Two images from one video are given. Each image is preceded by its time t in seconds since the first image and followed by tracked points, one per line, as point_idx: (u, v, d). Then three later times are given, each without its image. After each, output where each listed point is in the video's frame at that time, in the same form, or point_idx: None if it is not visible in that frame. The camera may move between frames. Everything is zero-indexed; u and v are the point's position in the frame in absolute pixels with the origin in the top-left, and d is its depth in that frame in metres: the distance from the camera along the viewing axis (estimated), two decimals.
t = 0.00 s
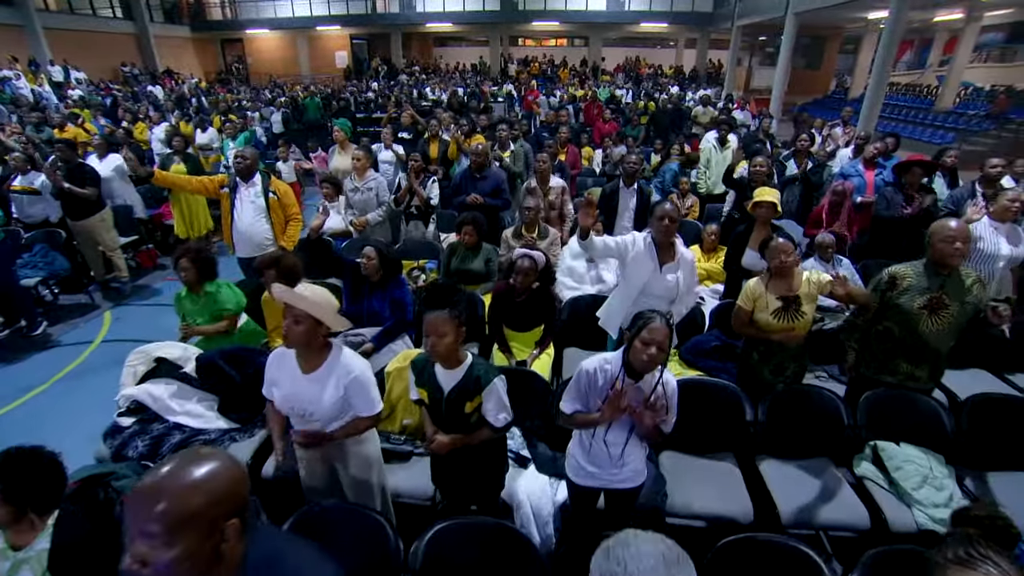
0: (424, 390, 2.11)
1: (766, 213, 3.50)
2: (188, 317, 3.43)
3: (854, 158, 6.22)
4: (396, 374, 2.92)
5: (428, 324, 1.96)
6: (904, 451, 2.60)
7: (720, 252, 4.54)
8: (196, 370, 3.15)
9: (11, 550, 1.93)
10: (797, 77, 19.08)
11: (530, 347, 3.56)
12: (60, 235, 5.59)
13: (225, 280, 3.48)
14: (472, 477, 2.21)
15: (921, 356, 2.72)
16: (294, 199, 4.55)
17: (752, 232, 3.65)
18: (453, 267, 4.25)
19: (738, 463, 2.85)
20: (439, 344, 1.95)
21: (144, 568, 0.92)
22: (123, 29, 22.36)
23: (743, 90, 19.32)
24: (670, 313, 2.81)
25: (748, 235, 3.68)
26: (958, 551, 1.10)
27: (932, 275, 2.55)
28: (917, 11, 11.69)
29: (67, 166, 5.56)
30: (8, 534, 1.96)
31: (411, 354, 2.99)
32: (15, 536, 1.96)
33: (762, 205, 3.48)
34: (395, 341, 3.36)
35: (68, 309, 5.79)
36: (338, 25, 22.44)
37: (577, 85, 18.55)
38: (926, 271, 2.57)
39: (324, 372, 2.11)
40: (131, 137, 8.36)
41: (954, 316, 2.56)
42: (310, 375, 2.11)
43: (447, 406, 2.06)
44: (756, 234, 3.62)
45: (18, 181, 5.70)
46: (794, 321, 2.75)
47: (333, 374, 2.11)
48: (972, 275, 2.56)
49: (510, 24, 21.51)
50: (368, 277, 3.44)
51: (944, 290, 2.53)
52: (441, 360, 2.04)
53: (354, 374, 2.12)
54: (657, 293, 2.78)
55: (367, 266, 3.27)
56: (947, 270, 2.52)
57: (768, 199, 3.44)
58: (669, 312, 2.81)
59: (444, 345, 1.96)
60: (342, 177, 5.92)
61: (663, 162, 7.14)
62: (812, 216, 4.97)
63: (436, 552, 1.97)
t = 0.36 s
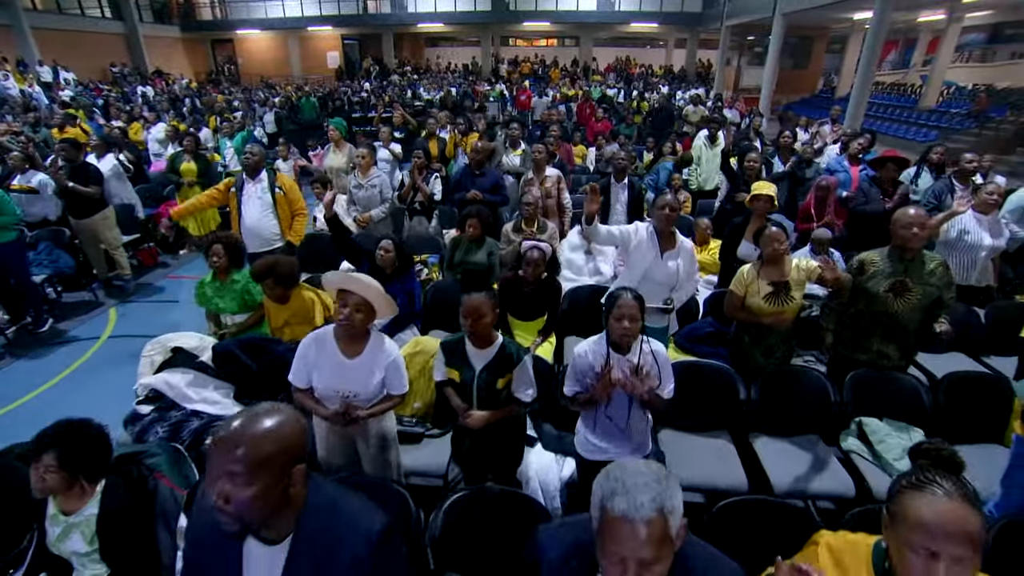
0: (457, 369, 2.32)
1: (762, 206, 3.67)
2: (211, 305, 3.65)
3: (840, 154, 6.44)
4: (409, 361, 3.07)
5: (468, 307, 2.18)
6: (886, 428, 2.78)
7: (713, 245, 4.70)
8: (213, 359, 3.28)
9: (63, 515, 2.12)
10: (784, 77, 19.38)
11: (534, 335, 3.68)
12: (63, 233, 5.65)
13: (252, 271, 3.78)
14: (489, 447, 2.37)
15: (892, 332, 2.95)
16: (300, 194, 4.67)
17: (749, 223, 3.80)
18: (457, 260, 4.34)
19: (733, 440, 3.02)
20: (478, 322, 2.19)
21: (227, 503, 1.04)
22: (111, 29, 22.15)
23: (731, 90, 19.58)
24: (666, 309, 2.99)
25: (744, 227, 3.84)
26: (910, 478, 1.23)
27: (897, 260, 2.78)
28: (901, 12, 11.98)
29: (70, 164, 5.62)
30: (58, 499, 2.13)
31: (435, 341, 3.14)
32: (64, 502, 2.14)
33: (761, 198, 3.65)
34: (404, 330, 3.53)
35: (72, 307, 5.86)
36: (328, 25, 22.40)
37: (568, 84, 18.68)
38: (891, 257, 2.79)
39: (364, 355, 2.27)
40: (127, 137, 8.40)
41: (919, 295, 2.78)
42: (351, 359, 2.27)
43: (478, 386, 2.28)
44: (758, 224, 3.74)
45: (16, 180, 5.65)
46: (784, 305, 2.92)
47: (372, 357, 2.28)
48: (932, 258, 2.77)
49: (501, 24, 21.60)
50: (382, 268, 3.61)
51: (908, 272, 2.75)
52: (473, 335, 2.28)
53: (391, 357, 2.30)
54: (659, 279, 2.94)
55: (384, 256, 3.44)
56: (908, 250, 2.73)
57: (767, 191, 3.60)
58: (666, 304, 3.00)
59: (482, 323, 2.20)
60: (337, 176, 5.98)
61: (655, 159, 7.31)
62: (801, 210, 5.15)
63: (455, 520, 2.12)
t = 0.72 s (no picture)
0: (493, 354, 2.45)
1: (758, 199, 3.81)
2: (227, 298, 3.80)
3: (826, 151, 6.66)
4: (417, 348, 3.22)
5: (509, 289, 2.30)
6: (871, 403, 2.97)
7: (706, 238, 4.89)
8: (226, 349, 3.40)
9: (97, 495, 2.17)
10: (772, 76, 19.66)
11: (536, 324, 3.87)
12: (66, 231, 5.71)
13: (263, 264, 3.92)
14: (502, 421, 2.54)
15: (868, 314, 3.24)
16: (301, 188, 4.79)
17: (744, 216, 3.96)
18: (459, 253, 4.54)
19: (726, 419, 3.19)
20: (519, 307, 2.31)
21: (289, 449, 1.20)
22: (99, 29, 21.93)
23: (721, 89, 19.83)
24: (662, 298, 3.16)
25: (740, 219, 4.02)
26: (888, 425, 1.39)
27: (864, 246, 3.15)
28: (885, 13, 12.28)
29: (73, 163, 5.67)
30: (91, 481, 2.18)
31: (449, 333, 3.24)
32: (95, 483, 2.19)
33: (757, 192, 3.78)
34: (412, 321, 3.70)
35: (76, 304, 5.93)
36: (319, 25, 22.34)
37: (559, 84, 18.82)
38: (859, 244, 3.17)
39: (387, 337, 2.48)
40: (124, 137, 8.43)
41: (887, 277, 3.13)
42: (376, 341, 2.46)
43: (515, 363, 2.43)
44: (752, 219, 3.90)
45: (15, 179, 5.69)
46: (778, 291, 3.08)
47: (394, 339, 2.50)
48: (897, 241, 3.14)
49: (492, 24, 21.68)
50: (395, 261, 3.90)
51: (875, 256, 3.12)
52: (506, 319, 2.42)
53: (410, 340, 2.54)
54: (657, 267, 3.11)
55: (399, 250, 3.74)
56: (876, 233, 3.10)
57: (762, 185, 3.73)
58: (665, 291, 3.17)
59: (522, 309, 2.31)
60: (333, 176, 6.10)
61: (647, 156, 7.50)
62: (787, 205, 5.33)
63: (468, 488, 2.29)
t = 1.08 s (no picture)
0: (512, 334, 2.63)
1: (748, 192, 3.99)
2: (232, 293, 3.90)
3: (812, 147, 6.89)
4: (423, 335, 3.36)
5: (532, 275, 2.48)
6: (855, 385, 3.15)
7: (697, 231, 5.07)
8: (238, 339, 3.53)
9: (124, 477, 2.25)
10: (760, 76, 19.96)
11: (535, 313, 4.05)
12: (68, 229, 5.76)
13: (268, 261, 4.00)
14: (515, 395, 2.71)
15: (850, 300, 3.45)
16: (306, 184, 4.82)
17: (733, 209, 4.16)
18: (460, 247, 4.69)
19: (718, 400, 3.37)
20: (542, 291, 2.50)
21: (336, 404, 1.36)
22: (87, 30, 21.76)
23: (710, 88, 20.09)
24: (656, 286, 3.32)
25: (730, 213, 4.21)
26: (869, 384, 1.58)
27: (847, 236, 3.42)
28: (869, 14, 12.59)
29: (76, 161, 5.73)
30: (117, 465, 2.25)
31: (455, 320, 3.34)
32: (122, 466, 2.27)
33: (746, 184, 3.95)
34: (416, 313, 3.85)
35: (79, 302, 5.99)
36: (310, 27, 22.34)
37: (551, 83, 18.99)
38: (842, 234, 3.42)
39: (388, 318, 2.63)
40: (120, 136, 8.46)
41: (867, 263, 3.39)
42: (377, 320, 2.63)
43: (534, 344, 2.61)
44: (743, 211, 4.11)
45: (19, 178, 5.75)
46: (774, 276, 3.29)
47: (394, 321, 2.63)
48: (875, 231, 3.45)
49: (484, 25, 21.75)
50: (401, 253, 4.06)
51: (857, 244, 3.40)
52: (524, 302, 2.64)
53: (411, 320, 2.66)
54: (653, 255, 3.30)
55: (405, 242, 3.91)
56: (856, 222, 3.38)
57: (752, 178, 3.88)
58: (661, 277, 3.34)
59: (544, 293, 2.52)
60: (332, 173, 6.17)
61: (639, 153, 7.68)
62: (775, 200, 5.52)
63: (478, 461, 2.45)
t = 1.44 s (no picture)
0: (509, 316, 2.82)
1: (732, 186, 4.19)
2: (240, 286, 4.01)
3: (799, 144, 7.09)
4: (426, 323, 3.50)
5: (528, 261, 2.67)
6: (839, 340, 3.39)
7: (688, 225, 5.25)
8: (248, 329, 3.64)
9: (151, 452, 2.34)
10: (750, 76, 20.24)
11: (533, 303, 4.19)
12: (70, 227, 5.83)
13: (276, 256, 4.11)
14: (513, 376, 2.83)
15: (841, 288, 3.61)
16: (317, 184, 5.01)
17: (718, 202, 4.34)
18: (459, 241, 4.83)
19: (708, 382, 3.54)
20: (538, 277, 2.68)
21: (364, 365, 1.51)
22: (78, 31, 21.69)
23: (701, 88, 20.34)
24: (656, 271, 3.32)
25: (716, 206, 4.39)
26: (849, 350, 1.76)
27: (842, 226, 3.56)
28: (854, 14, 12.82)
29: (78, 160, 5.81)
30: (145, 440, 2.35)
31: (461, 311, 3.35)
32: (150, 442, 2.34)
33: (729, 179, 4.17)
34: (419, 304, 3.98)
35: (82, 299, 6.06)
36: (302, 27, 22.36)
37: (544, 83, 19.16)
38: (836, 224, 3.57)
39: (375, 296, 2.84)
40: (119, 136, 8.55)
41: (859, 252, 3.53)
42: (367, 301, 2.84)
43: (530, 327, 2.78)
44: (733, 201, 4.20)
45: (24, 176, 5.85)
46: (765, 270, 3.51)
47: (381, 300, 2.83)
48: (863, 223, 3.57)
49: (476, 26, 21.88)
50: (402, 246, 4.20)
51: (851, 234, 3.53)
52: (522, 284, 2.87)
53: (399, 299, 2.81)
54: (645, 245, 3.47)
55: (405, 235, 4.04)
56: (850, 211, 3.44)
57: (733, 173, 4.13)
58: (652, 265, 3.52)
59: (540, 278, 2.69)
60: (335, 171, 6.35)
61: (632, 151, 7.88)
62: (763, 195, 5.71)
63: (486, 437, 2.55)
